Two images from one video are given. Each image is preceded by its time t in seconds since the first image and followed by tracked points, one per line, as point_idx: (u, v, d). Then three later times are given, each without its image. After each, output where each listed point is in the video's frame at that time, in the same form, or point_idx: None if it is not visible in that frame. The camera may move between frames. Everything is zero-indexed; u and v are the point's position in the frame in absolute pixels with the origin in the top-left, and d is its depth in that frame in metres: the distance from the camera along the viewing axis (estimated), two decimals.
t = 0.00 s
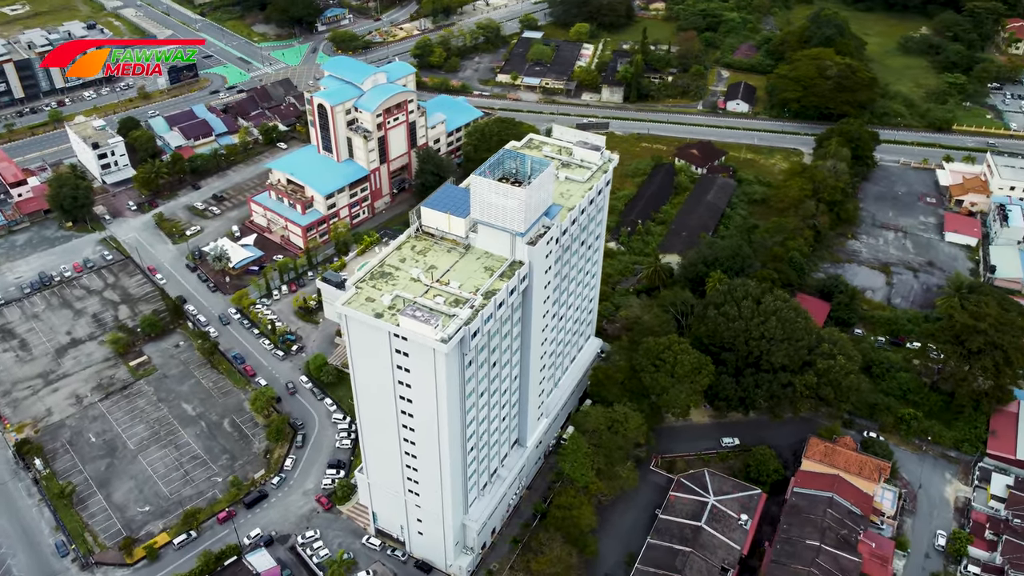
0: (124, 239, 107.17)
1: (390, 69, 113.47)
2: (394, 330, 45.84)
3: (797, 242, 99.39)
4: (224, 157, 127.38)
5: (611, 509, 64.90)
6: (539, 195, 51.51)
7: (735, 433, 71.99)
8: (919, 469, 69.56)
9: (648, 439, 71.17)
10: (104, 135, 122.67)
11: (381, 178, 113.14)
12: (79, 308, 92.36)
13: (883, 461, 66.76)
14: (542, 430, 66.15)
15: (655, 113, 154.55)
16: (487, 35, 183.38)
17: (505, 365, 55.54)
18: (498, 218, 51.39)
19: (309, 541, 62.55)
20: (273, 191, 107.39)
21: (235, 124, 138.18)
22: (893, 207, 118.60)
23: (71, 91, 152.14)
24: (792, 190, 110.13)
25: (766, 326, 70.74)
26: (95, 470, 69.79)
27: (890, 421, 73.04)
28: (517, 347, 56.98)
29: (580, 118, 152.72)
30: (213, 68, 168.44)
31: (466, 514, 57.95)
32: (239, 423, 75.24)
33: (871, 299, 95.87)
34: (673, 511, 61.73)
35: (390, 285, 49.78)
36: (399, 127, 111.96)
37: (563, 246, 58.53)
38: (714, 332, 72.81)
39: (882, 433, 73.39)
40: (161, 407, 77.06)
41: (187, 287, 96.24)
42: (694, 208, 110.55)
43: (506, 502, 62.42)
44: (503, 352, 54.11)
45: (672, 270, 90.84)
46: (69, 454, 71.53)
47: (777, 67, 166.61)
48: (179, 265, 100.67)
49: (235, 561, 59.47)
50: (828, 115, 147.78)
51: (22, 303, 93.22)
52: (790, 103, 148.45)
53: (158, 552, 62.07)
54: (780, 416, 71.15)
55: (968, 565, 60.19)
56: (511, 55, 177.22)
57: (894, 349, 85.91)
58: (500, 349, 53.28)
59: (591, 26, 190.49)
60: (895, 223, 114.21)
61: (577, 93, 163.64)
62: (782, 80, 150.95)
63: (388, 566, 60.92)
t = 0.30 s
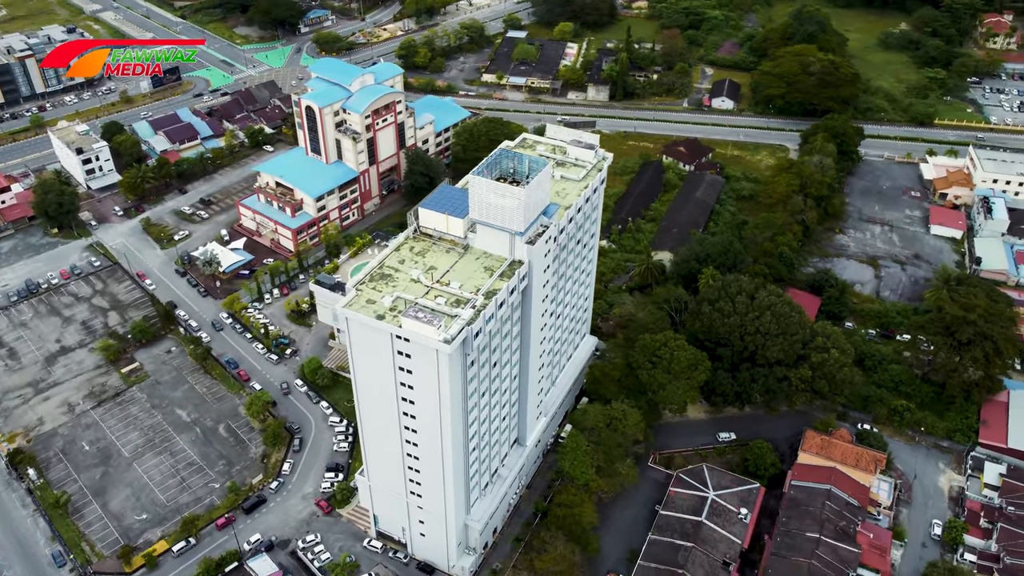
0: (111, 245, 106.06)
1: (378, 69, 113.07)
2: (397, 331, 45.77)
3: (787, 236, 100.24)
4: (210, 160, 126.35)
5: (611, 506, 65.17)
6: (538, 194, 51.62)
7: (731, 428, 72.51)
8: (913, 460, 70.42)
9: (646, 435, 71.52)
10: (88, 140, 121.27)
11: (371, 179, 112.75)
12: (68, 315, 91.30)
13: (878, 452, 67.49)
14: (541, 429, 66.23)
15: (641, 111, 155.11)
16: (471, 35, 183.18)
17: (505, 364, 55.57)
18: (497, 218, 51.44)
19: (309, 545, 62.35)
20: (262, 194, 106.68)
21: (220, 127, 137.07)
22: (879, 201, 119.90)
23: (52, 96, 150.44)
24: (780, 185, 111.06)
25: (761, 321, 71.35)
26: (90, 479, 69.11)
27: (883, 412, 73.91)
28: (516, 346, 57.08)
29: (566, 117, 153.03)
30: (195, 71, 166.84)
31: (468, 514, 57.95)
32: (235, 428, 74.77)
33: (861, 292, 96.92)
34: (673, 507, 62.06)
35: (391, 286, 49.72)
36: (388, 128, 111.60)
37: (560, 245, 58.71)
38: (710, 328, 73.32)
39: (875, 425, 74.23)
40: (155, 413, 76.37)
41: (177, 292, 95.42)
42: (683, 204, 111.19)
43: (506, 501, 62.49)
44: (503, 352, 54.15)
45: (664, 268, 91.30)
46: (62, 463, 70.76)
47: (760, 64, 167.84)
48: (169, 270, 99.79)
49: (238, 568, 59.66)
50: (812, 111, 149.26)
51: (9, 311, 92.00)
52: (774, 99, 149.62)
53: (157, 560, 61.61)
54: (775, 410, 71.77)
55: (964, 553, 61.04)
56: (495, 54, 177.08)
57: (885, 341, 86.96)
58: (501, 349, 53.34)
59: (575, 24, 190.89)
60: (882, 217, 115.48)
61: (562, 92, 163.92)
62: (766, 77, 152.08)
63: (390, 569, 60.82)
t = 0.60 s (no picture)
0: (96, 252, 104.77)
1: (364, 71, 112.56)
2: (399, 332, 45.71)
3: (775, 232, 101.15)
4: (195, 164, 125.13)
5: (611, 503, 65.45)
6: (536, 194, 51.76)
7: (726, 422, 73.09)
8: (907, 450, 71.33)
9: (644, 431, 71.91)
10: (70, 145, 119.61)
11: (359, 181, 112.27)
12: (55, 323, 90.09)
13: (872, 443, 68.40)
14: (539, 428, 66.31)
15: (625, 109, 155.66)
16: (454, 35, 182.80)
17: (505, 364, 55.64)
18: (496, 218, 51.51)
19: (310, 549, 62.08)
20: (249, 197, 105.85)
21: (204, 131, 135.78)
22: (863, 195, 121.34)
23: (31, 102, 148.39)
24: (767, 181, 111.92)
25: (755, 316, 71.94)
26: (84, 488, 68.36)
27: (875, 403, 74.86)
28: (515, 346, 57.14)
29: (551, 116, 153.32)
30: (176, 75, 165.00)
31: (470, 514, 57.94)
32: (230, 434, 74.24)
33: (849, 285, 98.10)
34: (673, 502, 62.44)
35: (391, 287, 49.64)
36: (375, 129, 111.13)
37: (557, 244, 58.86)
38: (704, 323, 73.97)
39: (868, 416, 75.14)
40: (148, 421, 75.62)
41: (166, 298, 94.49)
42: (672, 201, 111.81)
43: (507, 500, 62.60)
44: (503, 351, 54.20)
45: (655, 265, 91.80)
46: (55, 473, 69.92)
47: (742, 61, 169.07)
48: (156, 276, 98.74)
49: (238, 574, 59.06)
50: (794, 107, 150.71)
51: None
52: (757, 96, 150.79)
53: (156, 569, 61.06)
54: (770, 403, 72.47)
55: (959, 540, 61.97)
56: (479, 54, 176.84)
57: (874, 333, 88.12)
58: (501, 348, 53.39)
59: (556, 24, 191.25)
60: (866, 210, 116.86)
61: (546, 91, 164.16)
62: (748, 73, 153.24)
63: (392, 571, 60.74)
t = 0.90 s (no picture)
0: (82, 259, 103.47)
1: (350, 72, 112.15)
2: (402, 334, 45.65)
3: (763, 227, 102.06)
4: (179, 169, 123.90)
5: (611, 500, 65.74)
6: (534, 193, 51.91)
7: (722, 417, 73.66)
8: (900, 440, 72.31)
9: (641, 427, 72.28)
10: (52, 152, 118.02)
11: (347, 183, 111.74)
12: (43, 332, 88.90)
13: (867, 434, 69.25)
14: (537, 426, 66.40)
15: (610, 107, 156.24)
16: (436, 36, 182.28)
17: (505, 363, 55.75)
18: (495, 218, 51.59)
19: (311, 554, 61.87)
20: (237, 201, 105.06)
21: (187, 135, 134.46)
22: (848, 189, 122.77)
23: (9, 108, 146.24)
24: (754, 176, 112.69)
25: (749, 310, 72.57)
26: (79, 499, 67.62)
27: (867, 395, 75.75)
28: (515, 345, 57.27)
29: (537, 115, 153.45)
30: (156, 79, 163.12)
31: (473, 514, 57.96)
32: (226, 440, 73.71)
33: (837, 279, 99.16)
34: (673, 497, 62.87)
35: (391, 289, 49.56)
36: (363, 131, 110.69)
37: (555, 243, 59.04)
38: (699, 319, 74.53)
39: (861, 407, 76.04)
40: (142, 429, 74.88)
41: (155, 305, 93.55)
42: (660, 198, 112.44)
43: (508, 500, 62.68)
44: (504, 351, 54.29)
45: (647, 262, 92.26)
46: (49, 484, 69.08)
47: (724, 58, 170.34)
48: (144, 283, 97.72)
49: None
50: (777, 103, 152.04)
51: None
52: (740, 92, 151.95)
53: None
54: (765, 397, 73.17)
55: (954, 527, 62.92)
56: (462, 54, 176.54)
57: (863, 326, 89.16)
58: (502, 348, 53.49)
59: (539, 23, 191.46)
60: (851, 204, 118.18)
61: (531, 90, 164.31)
62: (730, 70, 154.40)
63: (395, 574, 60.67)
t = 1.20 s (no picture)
0: (69, 266, 102.25)
1: (338, 74, 111.58)
2: (406, 335, 45.64)
3: (752, 223, 102.90)
4: (165, 174, 122.72)
5: (612, 497, 66.03)
6: (534, 193, 52.09)
7: (719, 412, 74.14)
8: (893, 431, 73.23)
9: (639, 424, 72.64)
10: (35, 158, 116.45)
11: (336, 185, 111.23)
12: (32, 341, 87.78)
13: (862, 426, 70.05)
14: (536, 425, 66.51)
15: (595, 105, 156.68)
16: (420, 36, 181.69)
17: (507, 363, 55.89)
18: (495, 218, 51.70)
19: (314, 558, 61.70)
20: (225, 205, 104.27)
21: (172, 139, 133.11)
22: (834, 184, 124.07)
23: None
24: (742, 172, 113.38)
25: (744, 306, 73.16)
26: (75, 509, 66.95)
27: (861, 387, 76.61)
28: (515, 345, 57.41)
29: (524, 114, 153.46)
30: (138, 83, 161.30)
31: (476, 514, 58.01)
32: (223, 445, 73.24)
33: (827, 273, 100.17)
34: (674, 493, 63.25)
35: (393, 291, 49.54)
36: (351, 133, 110.20)
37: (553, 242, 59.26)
38: (695, 315, 75.07)
39: (854, 399, 76.89)
40: (137, 436, 74.18)
41: (145, 311, 92.66)
42: (650, 195, 112.98)
43: (510, 499, 62.76)
44: (505, 350, 54.39)
45: (640, 260, 92.64)
46: (44, 494, 68.31)
47: (707, 56, 171.41)
48: (134, 289, 96.74)
49: None
50: (761, 100, 153.19)
51: None
52: (725, 90, 153.04)
53: None
54: (761, 391, 73.84)
55: (950, 516, 63.84)
56: (446, 55, 176.20)
57: (854, 319, 90.15)
58: (503, 347, 53.62)
59: (522, 23, 191.55)
60: (838, 199, 119.42)
61: (516, 90, 164.38)
62: (714, 67, 155.44)
63: None
